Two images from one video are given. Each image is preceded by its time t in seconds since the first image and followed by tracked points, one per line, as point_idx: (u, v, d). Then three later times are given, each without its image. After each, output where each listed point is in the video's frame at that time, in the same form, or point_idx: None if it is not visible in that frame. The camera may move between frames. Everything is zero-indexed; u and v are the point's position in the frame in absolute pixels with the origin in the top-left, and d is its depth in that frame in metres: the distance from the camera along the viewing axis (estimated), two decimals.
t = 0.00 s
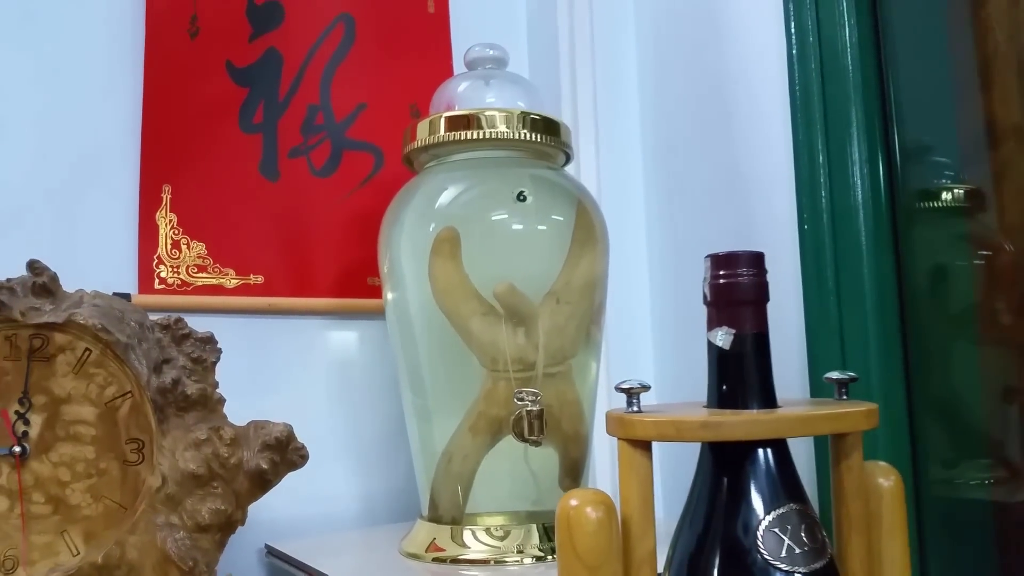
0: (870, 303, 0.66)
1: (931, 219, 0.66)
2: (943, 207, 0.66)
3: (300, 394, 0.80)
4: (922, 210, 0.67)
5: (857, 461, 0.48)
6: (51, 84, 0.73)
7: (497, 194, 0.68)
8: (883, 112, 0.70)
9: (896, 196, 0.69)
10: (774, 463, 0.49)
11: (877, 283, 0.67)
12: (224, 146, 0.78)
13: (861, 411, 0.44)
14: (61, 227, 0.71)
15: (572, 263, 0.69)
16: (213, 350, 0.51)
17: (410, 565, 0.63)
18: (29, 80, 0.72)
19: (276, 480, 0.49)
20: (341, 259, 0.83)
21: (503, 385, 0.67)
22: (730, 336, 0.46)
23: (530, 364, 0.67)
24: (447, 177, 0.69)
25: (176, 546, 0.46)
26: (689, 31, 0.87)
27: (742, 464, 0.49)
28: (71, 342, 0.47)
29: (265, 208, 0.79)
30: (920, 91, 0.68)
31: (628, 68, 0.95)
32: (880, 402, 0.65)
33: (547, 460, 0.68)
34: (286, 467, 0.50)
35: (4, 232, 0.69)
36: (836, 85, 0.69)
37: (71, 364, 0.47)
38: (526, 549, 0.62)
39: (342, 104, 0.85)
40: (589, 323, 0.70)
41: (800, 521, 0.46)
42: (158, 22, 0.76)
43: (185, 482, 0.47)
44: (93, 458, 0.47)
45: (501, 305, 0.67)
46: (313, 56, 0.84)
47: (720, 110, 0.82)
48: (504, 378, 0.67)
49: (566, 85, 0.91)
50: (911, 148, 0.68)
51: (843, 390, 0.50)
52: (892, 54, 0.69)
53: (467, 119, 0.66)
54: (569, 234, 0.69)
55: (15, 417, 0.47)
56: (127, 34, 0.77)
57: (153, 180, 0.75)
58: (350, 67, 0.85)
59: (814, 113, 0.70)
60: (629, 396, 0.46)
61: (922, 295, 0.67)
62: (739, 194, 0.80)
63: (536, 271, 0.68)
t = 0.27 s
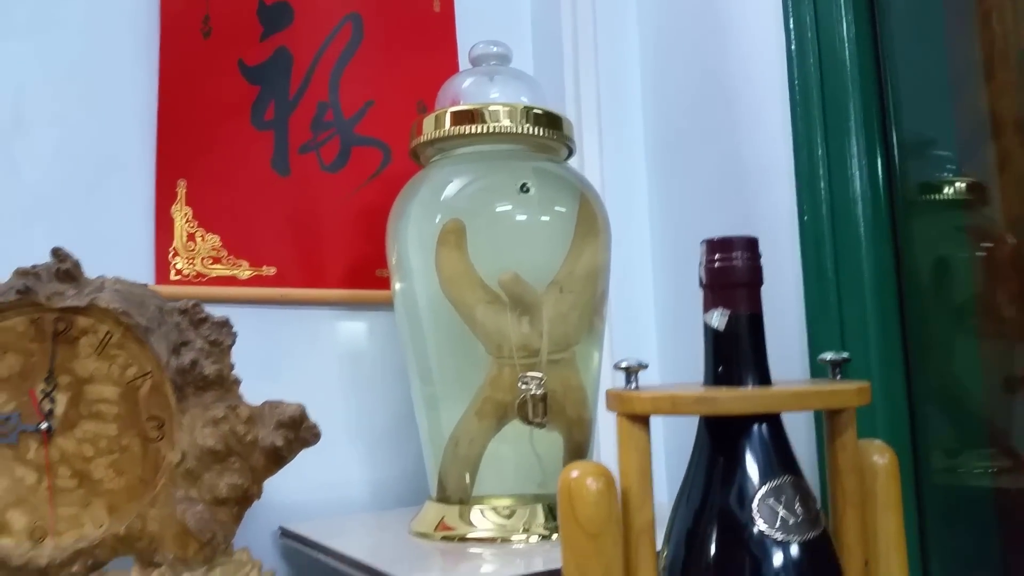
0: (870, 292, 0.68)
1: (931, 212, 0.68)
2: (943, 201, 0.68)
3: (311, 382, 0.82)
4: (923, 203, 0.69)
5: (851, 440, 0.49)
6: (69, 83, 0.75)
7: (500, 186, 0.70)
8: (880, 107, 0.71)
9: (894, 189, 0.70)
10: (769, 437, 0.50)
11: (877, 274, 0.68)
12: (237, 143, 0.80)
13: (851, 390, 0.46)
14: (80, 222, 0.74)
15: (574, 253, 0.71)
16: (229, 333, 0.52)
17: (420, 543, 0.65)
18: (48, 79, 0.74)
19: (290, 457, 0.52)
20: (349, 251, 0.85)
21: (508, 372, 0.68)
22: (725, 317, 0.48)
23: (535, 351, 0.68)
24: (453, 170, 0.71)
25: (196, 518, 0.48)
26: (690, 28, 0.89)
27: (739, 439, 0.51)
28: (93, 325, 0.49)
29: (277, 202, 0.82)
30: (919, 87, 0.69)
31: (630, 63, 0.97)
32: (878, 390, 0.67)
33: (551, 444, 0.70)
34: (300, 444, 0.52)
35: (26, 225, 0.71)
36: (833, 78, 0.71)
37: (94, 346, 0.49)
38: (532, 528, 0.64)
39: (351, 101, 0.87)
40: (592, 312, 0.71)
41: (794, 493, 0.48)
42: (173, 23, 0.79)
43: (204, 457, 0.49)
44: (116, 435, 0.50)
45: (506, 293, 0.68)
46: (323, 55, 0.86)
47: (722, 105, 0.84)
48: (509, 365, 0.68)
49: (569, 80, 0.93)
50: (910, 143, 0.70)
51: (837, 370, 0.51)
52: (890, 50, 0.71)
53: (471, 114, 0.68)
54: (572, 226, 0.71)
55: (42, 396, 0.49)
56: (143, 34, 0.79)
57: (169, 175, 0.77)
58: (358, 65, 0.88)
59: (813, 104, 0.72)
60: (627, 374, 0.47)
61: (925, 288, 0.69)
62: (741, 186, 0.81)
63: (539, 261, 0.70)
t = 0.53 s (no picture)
0: (945, 272, 0.65)
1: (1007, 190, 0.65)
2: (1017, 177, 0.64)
3: (373, 364, 0.83)
4: (999, 179, 0.65)
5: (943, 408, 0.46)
6: (134, 70, 0.76)
7: (563, 160, 0.69)
8: (953, 79, 0.67)
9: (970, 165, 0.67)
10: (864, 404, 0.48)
11: (953, 252, 0.65)
12: (296, 126, 0.80)
13: (943, 353, 0.43)
14: (146, 206, 0.75)
15: (638, 229, 0.69)
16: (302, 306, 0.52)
17: (487, 521, 0.64)
18: (113, 66, 0.75)
19: (364, 428, 0.51)
20: (407, 234, 0.84)
21: (572, 350, 0.67)
22: (812, 282, 0.46)
23: (600, 328, 0.67)
24: (515, 146, 0.69)
25: (272, 488, 0.48)
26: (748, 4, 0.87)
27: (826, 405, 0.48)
28: (170, 296, 0.49)
29: (336, 185, 0.82)
30: (993, 56, 0.65)
31: (688, 38, 0.94)
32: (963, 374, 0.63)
33: (617, 424, 0.68)
34: (372, 416, 0.51)
35: (94, 211, 0.73)
36: (903, 50, 0.68)
37: (170, 317, 0.50)
38: (601, 507, 0.61)
39: (407, 84, 0.86)
40: (656, 289, 0.69)
41: (889, 464, 0.46)
42: (232, 9, 0.79)
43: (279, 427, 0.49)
44: (192, 406, 0.50)
45: (572, 269, 0.68)
46: (379, 38, 0.85)
47: (785, 84, 0.82)
48: (573, 343, 0.67)
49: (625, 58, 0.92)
50: (985, 116, 0.66)
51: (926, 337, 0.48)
52: (962, 17, 0.67)
53: (530, 88, 0.66)
54: (637, 199, 0.69)
55: (119, 366, 0.50)
56: (204, 20, 0.79)
57: (232, 159, 0.77)
58: (414, 47, 0.87)
59: (881, 79, 0.69)
60: (710, 340, 0.43)
61: (1001, 270, 0.65)
62: (807, 164, 0.79)
63: (603, 236, 0.69)
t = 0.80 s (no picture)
0: (1020, 267, 0.60)
1: None
2: None
3: (411, 360, 0.80)
4: None
5: None
6: (164, 55, 0.73)
7: (612, 143, 0.65)
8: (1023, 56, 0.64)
9: None
10: (957, 399, 0.44)
11: None
12: (330, 112, 0.77)
13: None
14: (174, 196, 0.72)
15: (691, 215, 0.65)
16: (340, 294, 0.48)
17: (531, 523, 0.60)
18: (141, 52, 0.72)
19: (406, 425, 0.47)
20: (444, 223, 0.81)
21: (620, 343, 0.63)
22: (899, 265, 0.42)
23: (650, 320, 0.63)
24: (560, 129, 0.65)
25: (309, 488, 0.45)
26: None
27: (912, 397, 0.45)
28: (201, 284, 0.46)
29: (371, 173, 0.78)
30: None
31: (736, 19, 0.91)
32: None
33: (669, 424, 0.64)
34: (415, 412, 0.47)
35: (124, 200, 0.70)
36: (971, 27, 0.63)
37: (201, 306, 0.46)
38: (652, 510, 0.58)
39: (444, 69, 0.83)
40: (711, 279, 0.65)
41: (986, 464, 0.42)
42: None
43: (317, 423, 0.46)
44: (225, 400, 0.47)
45: (620, 258, 0.64)
46: (416, 20, 0.82)
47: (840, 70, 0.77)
48: (621, 335, 0.63)
49: (671, 40, 0.89)
50: None
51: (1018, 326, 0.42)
52: None
53: (574, 67, 0.62)
54: (692, 182, 0.65)
55: (147, 358, 0.47)
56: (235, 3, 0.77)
57: (265, 147, 0.75)
58: (451, 31, 0.83)
59: (947, 57, 0.64)
60: (788, 328, 0.40)
61: None
62: (864, 153, 0.74)
63: (655, 222, 0.65)
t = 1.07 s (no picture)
0: None
1: None
2: None
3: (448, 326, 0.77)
4: None
5: None
6: (190, 11, 0.71)
7: (659, 92, 0.63)
8: None
9: None
10: None
11: None
12: (362, 70, 0.75)
13: None
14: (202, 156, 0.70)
15: (740, 168, 0.62)
16: (386, 237, 0.46)
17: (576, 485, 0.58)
18: (168, 7, 0.70)
19: (456, 374, 0.45)
20: (477, 186, 0.79)
21: (667, 302, 0.60)
22: (985, 193, 0.39)
23: (699, 278, 0.60)
24: (603, 79, 0.63)
25: (356, 437, 0.43)
26: None
27: (997, 338, 0.41)
28: (240, 225, 0.44)
29: (403, 133, 0.76)
30: None
31: None
32: None
33: (716, 385, 0.61)
34: (465, 359, 0.45)
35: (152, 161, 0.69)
36: None
37: (241, 247, 0.44)
38: (701, 470, 0.55)
39: (477, 28, 0.80)
40: (762, 235, 0.62)
41: None
42: None
43: (364, 370, 0.44)
44: (266, 345, 0.44)
45: (668, 213, 0.61)
46: None
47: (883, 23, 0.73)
48: (669, 294, 0.60)
49: None
50: None
51: None
52: None
53: (618, 13, 0.60)
54: (743, 132, 0.63)
55: (185, 301, 0.45)
56: None
57: (296, 105, 0.73)
58: None
59: None
60: (870, 257, 0.38)
61: None
62: (908, 109, 0.71)
63: (705, 174, 0.62)
